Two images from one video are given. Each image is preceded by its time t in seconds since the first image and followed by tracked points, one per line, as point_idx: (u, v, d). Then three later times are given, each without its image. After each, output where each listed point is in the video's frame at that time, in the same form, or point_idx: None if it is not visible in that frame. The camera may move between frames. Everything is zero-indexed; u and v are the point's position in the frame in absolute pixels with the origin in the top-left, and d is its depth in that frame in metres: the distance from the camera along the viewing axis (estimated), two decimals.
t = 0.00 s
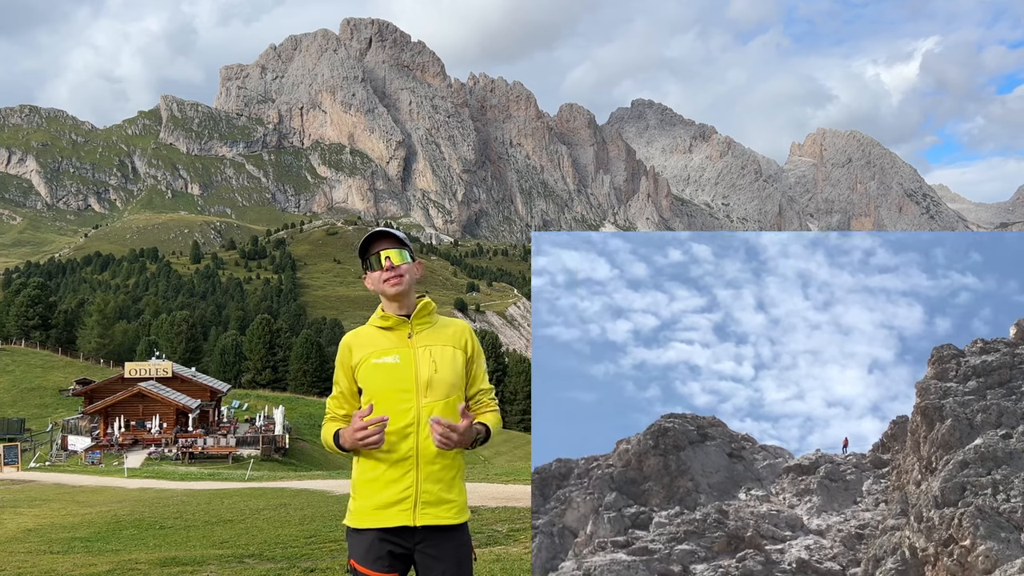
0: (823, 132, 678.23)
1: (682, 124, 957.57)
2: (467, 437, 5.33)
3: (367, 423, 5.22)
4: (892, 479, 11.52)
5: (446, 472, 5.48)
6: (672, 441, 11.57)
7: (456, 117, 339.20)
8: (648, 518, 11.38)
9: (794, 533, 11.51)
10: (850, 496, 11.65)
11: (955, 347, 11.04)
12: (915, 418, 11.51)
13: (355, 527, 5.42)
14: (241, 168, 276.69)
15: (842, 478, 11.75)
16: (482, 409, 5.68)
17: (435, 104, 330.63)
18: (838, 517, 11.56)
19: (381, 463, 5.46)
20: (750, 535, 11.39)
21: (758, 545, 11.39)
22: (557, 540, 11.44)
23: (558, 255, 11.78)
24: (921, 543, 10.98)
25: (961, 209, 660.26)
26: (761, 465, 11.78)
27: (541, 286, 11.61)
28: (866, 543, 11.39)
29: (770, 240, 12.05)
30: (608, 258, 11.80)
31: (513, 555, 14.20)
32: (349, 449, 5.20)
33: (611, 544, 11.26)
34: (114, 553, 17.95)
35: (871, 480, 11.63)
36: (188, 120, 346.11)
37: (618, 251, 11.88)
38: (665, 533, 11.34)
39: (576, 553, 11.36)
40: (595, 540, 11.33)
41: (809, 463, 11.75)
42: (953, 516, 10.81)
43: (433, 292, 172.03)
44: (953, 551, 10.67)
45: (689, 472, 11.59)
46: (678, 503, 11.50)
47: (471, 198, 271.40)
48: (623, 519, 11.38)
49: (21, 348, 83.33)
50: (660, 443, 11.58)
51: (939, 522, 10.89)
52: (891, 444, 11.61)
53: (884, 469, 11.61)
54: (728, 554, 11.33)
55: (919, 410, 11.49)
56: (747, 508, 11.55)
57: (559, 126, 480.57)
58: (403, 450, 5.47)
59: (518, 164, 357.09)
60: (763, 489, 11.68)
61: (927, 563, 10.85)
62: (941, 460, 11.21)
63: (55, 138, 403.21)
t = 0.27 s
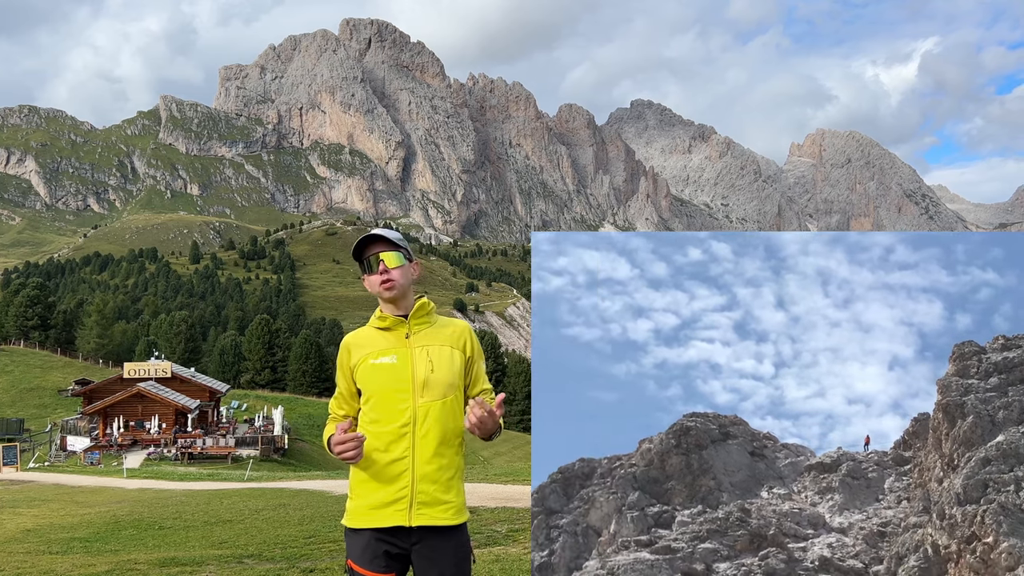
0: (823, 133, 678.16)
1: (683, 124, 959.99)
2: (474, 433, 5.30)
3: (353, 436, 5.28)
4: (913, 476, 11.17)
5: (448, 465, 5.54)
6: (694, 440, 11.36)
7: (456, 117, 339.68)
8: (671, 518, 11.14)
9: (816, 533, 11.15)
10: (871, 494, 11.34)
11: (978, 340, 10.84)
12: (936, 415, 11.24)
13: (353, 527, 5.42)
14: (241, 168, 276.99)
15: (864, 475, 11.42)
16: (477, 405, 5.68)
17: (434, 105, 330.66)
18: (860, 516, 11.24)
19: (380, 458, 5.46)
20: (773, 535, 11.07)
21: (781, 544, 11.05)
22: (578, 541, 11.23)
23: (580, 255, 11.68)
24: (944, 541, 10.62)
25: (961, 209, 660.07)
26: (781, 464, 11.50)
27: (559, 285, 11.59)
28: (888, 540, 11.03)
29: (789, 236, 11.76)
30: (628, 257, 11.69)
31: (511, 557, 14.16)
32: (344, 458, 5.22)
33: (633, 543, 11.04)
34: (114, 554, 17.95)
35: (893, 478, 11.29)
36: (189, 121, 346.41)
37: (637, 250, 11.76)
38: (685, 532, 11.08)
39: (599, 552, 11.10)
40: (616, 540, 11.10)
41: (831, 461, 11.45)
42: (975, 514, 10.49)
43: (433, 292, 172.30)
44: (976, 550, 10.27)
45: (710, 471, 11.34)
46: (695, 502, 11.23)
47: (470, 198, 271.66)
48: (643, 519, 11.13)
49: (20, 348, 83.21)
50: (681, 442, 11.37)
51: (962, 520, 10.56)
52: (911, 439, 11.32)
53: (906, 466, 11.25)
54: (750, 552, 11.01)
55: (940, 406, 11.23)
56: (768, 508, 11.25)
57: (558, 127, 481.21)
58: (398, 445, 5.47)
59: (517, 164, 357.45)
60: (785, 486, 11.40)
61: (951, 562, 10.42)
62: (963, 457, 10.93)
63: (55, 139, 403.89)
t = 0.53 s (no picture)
0: (821, 133, 679.10)
1: (681, 125, 960.74)
2: (479, 444, 5.41)
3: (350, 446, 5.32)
4: (939, 474, 11.75)
5: (445, 469, 5.53)
6: (719, 438, 11.95)
7: (455, 118, 340.07)
8: (697, 516, 11.75)
9: (842, 529, 11.75)
10: (899, 492, 11.85)
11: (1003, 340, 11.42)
12: (962, 412, 11.76)
13: (351, 526, 5.41)
14: (240, 169, 276.88)
15: (891, 473, 11.94)
16: (482, 411, 5.83)
17: (433, 105, 331.00)
18: (886, 513, 11.78)
19: (383, 458, 5.46)
20: (800, 532, 11.64)
21: (808, 541, 11.62)
22: (607, 540, 11.78)
23: (603, 256, 12.18)
24: (970, 537, 11.23)
25: (960, 210, 661.55)
26: (807, 461, 12.06)
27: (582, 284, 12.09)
28: (915, 537, 11.60)
29: (808, 237, 12.22)
30: (652, 257, 12.16)
31: (511, 557, 14.15)
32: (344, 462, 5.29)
33: (661, 541, 11.66)
34: (112, 554, 17.91)
35: (921, 474, 11.84)
36: (187, 121, 346.28)
37: (659, 250, 12.27)
38: (714, 531, 11.66)
39: (627, 552, 11.69)
40: (645, 539, 11.68)
41: (856, 459, 11.99)
42: (1002, 510, 11.02)
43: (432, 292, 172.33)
44: (1003, 546, 10.85)
45: (735, 470, 11.95)
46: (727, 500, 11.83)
47: (470, 198, 272.10)
48: (671, 518, 11.73)
49: (19, 349, 83.14)
50: (707, 441, 11.95)
51: (990, 516, 11.11)
52: (938, 438, 11.86)
53: (931, 463, 11.82)
54: (778, 551, 11.55)
55: (966, 404, 11.76)
56: (795, 506, 11.83)
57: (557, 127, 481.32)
58: (398, 447, 5.48)
59: (517, 165, 357.69)
60: (811, 484, 11.95)
61: (978, 557, 11.05)
62: (989, 454, 11.44)
63: (53, 139, 403.13)
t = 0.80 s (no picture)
0: (822, 134, 679.15)
1: (681, 125, 961.62)
2: (480, 444, 5.37)
3: (352, 441, 5.22)
4: (969, 468, 11.02)
5: (450, 469, 5.55)
6: (748, 436, 11.31)
7: (455, 118, 340.32)
8: (728, 514, 11.13)
9: (871, 525, 11.03)
10: (927, 487, 11.15)
11: None
12: (989, 406, 11.00)
13: (354, 528, 5.43)
14: (239, 169, 277.21)
15: (919, 469, 11.24)
16: (479, 415, 5.82)
17: (433, 106, 331.24)
18: (917, 509, 11.04)
19: (382, 456, 5.44)
20: (829, 529, 10.97)
21: (836, 538, 10.96)
22: (639, 538, 11.19)
23: (629, 256, 11.66)
24: (1001, 531, 10.54)
25: (960, 210, 661.37)
26: (836, 457, 11.36)
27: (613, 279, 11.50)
28: (945, 532, 10.88)
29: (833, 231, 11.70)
30: (678, 256, 11.68)
31: (510, 558, 14.15)
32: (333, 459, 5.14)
33: (691, 539, 11.07)
34: (111, 555, 17.92)
35: (949, 468, 11.13)
36: (187, 121, 346.86)
37: (687, 249, 11.77)
38: (744, 527, 11.05)
39: (658, 550, 11.12)
40: (675, 537, 11.13)
41: (885, 454, 11.30)
42: None
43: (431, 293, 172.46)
44: None
45: (765, 468, 11.28)
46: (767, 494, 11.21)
47: (469, 199, 272.30)
48: (702, 515, 11.15)
49: (18, 349, 83.10)
50: (736, 439, 11.33)
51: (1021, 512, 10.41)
52: (968, 430, 11.12)
53: (960, 458, 11.11)
54: (807, 547, 10.91)
55: (994, 396, 10.97)
56: (824, 502, 11.12)
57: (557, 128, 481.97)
58: (400, 446, 5.48)
59: (516, 165, 358.04)
60: (839, 481, 11.26)
61: (1009, 551, 10.38)
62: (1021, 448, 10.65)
63: (54, 139, 403.96)
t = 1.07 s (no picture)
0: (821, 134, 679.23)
1: (681, 125, 961.94)
2: (481, 446, 5.35)
3: (352, 439, 5.25)
4: (996, 458, 11.00)
5: (448, 469, 5.54)
6: (776, 429, 11.17)
7: (455, 119, 340.37)
8: (756, 506, 10.99)
9: (901, 516, 10.94)
10: (955, 477, 11.06)
11: None
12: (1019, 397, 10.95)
13: (353, 529, 5.41)
14: (239, 170, 277.11)
15: (947, 459, 11.13)
16: (480, 415, 5.81)
17: (433, 106, 331.21)
18: (944, 500, 10.98)
19: (384, 460, 5.45)
20: (858, 520, 10.84)
21: (865, 529, 10.84)
22: (669, 531, 10.99)
23: (655, 249, 11.58)
24: None
25: (959, 211, 661.63)
26: (863, 449, 11.23)
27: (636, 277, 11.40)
28: (976, 522, 10.78)
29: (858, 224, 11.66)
30: (703, 249, 11.55)
31: (509, 558, 14.15)
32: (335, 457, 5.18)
33: (720, 533, 10.89)
34: (111, 556, 17.88)
35: (977, 459, 11.06)
36: (187, 121, 346.68)
37: (710, 243, 11.62)
38: (773, 520, 10.90)
39: (688, 542, 10.93)
40: (705, 530, 10.94)
41: (913, 445, 11.17)
42: None
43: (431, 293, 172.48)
44: None
45: (793, 460, 11.14)
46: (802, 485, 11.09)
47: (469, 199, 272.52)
48: (731, 507, 10.98)
49: (18, 350, 83.03)
50: (763, 431, 11.18)
51: None
52: (996, 421, 11.08)
53: (989, 448, 11.04)
54: (836, 539, 10.79)
55: None
56: (853, 493, 11.00)
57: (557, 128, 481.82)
58: (402, 447, 5.47)
59: (516, 166, 358.24)
60: (868, 472, 11.13)
61: None
62: None
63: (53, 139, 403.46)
